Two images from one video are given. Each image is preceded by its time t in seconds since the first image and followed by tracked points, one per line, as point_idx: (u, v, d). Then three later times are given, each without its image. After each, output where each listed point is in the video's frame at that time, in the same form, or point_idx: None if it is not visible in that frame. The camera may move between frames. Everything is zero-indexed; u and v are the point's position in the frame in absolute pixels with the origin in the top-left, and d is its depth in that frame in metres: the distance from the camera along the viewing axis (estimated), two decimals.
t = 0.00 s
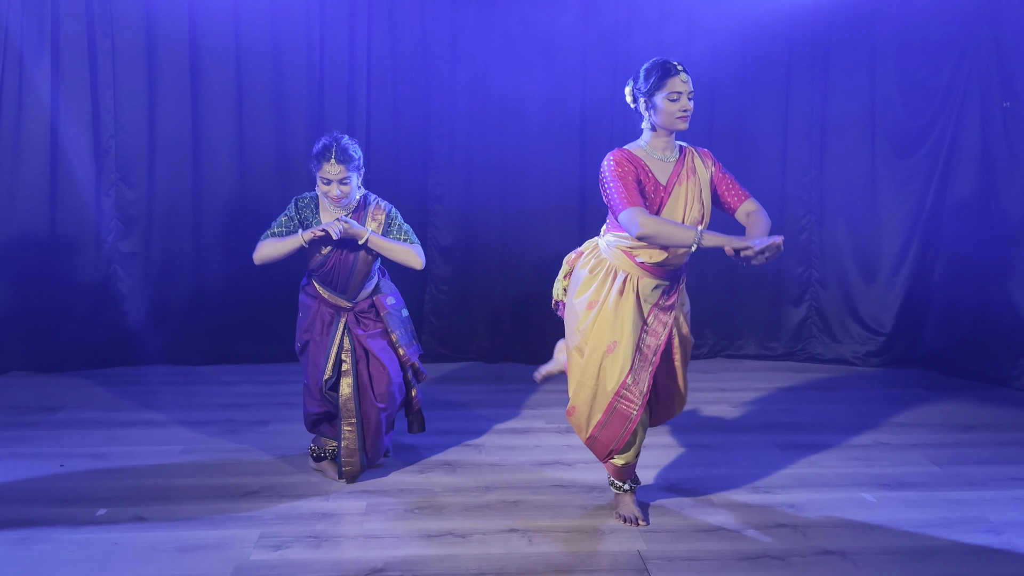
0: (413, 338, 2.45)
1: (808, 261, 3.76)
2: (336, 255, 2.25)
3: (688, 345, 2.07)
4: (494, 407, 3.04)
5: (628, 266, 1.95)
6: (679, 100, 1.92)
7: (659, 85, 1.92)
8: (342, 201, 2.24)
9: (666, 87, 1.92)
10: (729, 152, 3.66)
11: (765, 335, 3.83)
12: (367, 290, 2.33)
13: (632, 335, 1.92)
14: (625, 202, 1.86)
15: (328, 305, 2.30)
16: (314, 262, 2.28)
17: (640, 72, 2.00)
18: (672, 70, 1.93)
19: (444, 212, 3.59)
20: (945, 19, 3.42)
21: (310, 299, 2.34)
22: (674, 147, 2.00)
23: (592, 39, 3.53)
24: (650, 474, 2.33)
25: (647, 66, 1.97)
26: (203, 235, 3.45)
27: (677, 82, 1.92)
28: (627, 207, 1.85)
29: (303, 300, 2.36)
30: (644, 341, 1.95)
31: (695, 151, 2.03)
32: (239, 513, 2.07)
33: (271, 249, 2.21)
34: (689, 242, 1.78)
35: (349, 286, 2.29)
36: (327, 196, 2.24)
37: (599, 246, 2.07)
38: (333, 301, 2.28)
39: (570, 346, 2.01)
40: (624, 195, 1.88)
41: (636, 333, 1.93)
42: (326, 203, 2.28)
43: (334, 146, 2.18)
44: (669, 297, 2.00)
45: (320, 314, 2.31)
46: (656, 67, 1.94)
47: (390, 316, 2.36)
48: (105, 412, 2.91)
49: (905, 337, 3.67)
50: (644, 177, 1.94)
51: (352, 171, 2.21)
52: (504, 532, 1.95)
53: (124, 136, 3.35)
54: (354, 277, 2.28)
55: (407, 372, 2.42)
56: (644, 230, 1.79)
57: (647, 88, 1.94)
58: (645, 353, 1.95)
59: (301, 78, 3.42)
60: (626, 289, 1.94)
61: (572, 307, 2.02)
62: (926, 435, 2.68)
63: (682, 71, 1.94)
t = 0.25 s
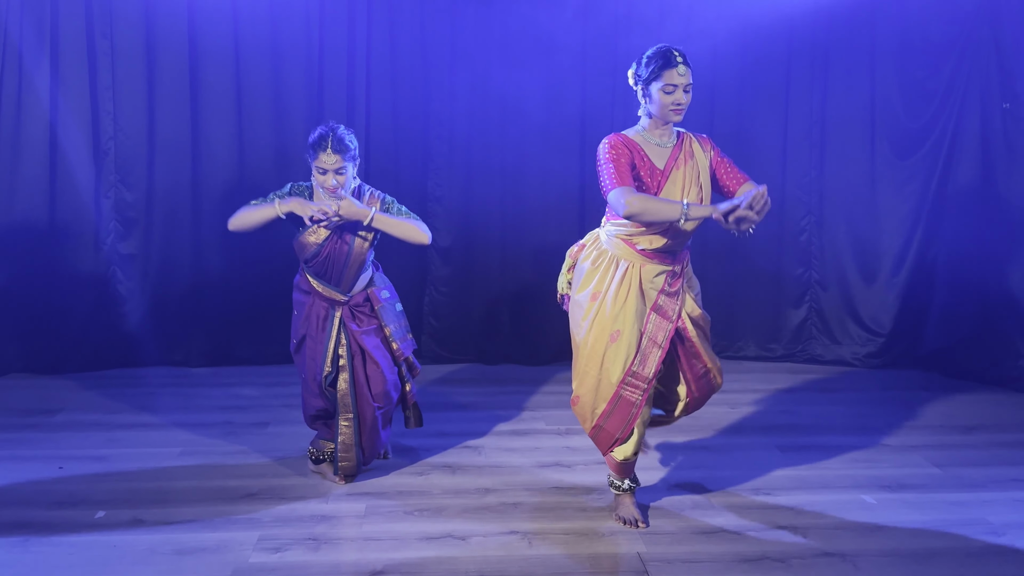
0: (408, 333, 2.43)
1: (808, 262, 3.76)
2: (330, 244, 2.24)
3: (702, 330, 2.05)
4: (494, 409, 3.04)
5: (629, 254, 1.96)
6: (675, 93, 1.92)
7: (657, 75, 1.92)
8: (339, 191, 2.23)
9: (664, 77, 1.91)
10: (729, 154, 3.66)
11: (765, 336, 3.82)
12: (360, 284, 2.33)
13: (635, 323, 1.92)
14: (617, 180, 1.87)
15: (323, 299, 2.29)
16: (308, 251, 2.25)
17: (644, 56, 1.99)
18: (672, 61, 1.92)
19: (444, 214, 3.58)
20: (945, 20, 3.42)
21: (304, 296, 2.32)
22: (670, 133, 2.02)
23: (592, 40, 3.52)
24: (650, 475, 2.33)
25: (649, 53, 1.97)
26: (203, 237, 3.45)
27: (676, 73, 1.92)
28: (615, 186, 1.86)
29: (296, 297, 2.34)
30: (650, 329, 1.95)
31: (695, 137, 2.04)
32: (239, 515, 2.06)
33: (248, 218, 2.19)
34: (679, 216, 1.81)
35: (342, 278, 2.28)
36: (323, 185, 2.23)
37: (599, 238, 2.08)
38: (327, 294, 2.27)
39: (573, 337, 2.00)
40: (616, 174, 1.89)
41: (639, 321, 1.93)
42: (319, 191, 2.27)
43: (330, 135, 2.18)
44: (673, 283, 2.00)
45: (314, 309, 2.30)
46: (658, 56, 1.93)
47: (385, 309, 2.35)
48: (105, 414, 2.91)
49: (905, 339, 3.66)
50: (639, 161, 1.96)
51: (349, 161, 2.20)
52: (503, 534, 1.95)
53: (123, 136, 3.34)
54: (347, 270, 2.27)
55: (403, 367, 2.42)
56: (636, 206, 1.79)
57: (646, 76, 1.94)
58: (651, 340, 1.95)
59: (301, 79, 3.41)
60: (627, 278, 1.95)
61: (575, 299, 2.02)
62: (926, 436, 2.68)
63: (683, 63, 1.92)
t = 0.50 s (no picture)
0: (398, 323, 2.44)
1: (809, 264, 3.76)
2: (320, 232, 2.26)
3: (713, 320, 2.08)
4: (495, 411, 3.04)
5: (637, 246, 1.99)
6: (680, 89, 1.97)
7: (662, 71, 1.97)
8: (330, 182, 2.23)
9: (671, 70, 1.96)
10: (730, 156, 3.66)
11: (767, 339, 3.82)
12: (351, 275, 2.32)
13: (644, 314, 1.96)
14: (618, 162, 1.94)
15: (313, 291, 2.28)
16: (298, 239, 2.28)
17: (655, 48, 2.04)
18: (678, 58, 1.96)
19: (444, 216, 3.58)
20: (945, 23, 3.43)
21: (294, 290, 2.32)
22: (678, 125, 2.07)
23: (592, 43, 3.53)
24: (651, 478, 2.33)
25: (662, 44, 2.01)
26: (204, 240, 3.45)
27: (682, 69, 1.96)
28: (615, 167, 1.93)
29: (287, 292, 2.34)
30: (659, 319, 1.98)
31: (703, 129, 2.08)
32: (240, 518, 2.06)
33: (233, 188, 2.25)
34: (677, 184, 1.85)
35: (333, 270, 2.28)
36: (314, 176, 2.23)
37: (609, 231, 2.10)
38: (318, 286, 2.27)
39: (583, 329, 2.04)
40: (619, 160, 1.95)
41: (648, 312, 1.96)
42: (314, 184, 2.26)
43: (322, 126, 2.18)
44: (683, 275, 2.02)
45: (305, 304, 2.29)
46: (666, 52, 1.97)
47: (375, 298, 2.35)
48: (106, 417, 2.91)
49: (907, 341, 3.66)
50: (645, 150, 2.01)
51: (342, 151, 2.21)
52: (504, 537, 1.95)
53: (124, 139, 3.35)
54: (338, 261, 2.27)
55: (394, 360, 2.41)
56: (631, 185, 1.84)
57: (654, 70, 2.00)
58: (660, 331, 1.98)
59: (302, 82, 3.41)
60: (636, 271, 1.97)
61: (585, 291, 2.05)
62: (927, 439, 2.68)
63: (689, 61, 1.96)
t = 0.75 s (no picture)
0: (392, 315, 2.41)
1: (810, 266, 3.77)
2: (313, 222, 2.26)
3: (731, 320, 2.07)
4: (497, 413, 3.05)
5: (654, 245, 2.03)
6: (693, 96, 2.02)
7: (676, 77, 2.02)
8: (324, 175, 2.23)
9: (685, 76, 2.00)
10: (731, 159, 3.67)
11: (768, 341, 3.83)
12: (345, 265, 2.30)
13: (656, 311, 2.00)
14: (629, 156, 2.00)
15: (307, 282, 2.26)
16: (291, 228, 2.28)
17: (675, 52, 2.07)
18: (693, 66, 2.00)
19: (447, 219, 3.60)
20: (945, 27, 3.44)
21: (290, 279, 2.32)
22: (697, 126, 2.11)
23: (594, 47, 3.55)
24: (653, 479, 2.34)
25: (680, 48, 2.06)
26: (207, 243, 3.47)
27: (696, 77, 2.00)
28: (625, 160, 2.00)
29: (283, 283, 2.33)
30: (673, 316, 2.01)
31: (721, 130, 2.12)
32: (243, 520, 2.08)
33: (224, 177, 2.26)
34: (680, 168, 1.90)
35: (328, 260, 2.26)
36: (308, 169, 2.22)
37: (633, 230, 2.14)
38: (312, 276, 2.26)
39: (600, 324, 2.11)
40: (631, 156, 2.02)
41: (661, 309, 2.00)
42: (305, 172, 2.26)
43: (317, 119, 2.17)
44: (702, 274, 2.03)
45: (298, 294, 2.28)
46: (683, 59, 2.01)
47: (368, 289, 2.33)
48: (110, 419, 2.92)
49: (908, 344, 3.66)
50: (659, 149, 2.06)
51: (334, 143, 2.21)
52: (506, 538, 1.96)
53: (129, 143, 3.37)
54: (333, 251, 2.26)
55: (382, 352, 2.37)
56: (638, 176, 1.91)
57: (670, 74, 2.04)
58: (673, 327, 2.01)
59: (304, 86, 3.42)
60: (650, 269, 2.02)
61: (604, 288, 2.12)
62: (928, 441, 2.69)
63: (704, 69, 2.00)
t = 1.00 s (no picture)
0: (387, 307, 2.41)
1: (811, 270, 3.78)
2: (309, 205, 2.25)
3: (750, 323, 2.08)
4: (498, 416, 3.07)
5: (673, 251, 2.07)
6: (709, 109, 2.04)
7: (693, 90, 2.04)
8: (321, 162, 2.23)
9: (702, 89, 2.03)
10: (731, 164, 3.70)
11: (768, 344, 3.85)
12: (341, 255, 2.30)
13: (667, 311, 2.03)
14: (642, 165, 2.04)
15: (302, 267, 2.26)
16: (286, 212, 2.27)
17: (694, 62, 2.09)
18: (710, 80, 2.02)
19: (449, 222, 3.62)
20: (944, 32, 3.46)
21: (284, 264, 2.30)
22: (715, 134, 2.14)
23: (595, 52, 3.58)
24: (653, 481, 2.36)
25: (699, 60, 2.07)
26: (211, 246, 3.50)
27: (712, 91, 2.02)
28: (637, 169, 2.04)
29: (277, 269, 2.32)
30: (690, 315, 2.03)
31: (737, 136, 2.15)
32: (247, 520, 2.10)
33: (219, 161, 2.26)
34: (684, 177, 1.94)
35: (323, 246, 2.26)
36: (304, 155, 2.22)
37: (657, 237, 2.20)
38: (308, 262, 2.25)
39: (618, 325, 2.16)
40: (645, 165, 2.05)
41: (676, 309, 2.02)
42: (300, 157, 2.26)
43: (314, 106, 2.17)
44: (720, 277, 2.05)
45: (292, 280, 2.27)
46: (701, 72, 2.03)
47: (363, 280, 2.34)
48: (115, 421, 2.95)
49: (908, 347, 3.68)
50: (675, 157, 2.10)
51: (330, 131, 2.21)
52: (506, 539, 1.98)
53: (134, 149, 3.41)
54: (328, 237, 2.26)
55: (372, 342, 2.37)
56: (646, 186, 1.95)
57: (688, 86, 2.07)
58: (682, 327, 2.03)
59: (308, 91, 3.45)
60: (667, 274, 2.06)
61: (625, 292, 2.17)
62: (927, 444, 2.70)
63: (721, 83, 2.02)
